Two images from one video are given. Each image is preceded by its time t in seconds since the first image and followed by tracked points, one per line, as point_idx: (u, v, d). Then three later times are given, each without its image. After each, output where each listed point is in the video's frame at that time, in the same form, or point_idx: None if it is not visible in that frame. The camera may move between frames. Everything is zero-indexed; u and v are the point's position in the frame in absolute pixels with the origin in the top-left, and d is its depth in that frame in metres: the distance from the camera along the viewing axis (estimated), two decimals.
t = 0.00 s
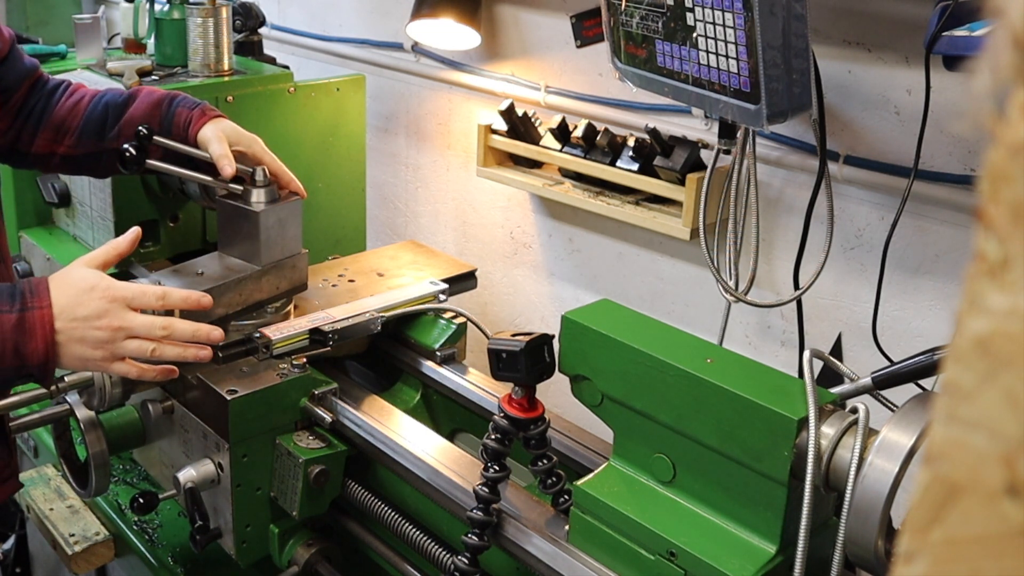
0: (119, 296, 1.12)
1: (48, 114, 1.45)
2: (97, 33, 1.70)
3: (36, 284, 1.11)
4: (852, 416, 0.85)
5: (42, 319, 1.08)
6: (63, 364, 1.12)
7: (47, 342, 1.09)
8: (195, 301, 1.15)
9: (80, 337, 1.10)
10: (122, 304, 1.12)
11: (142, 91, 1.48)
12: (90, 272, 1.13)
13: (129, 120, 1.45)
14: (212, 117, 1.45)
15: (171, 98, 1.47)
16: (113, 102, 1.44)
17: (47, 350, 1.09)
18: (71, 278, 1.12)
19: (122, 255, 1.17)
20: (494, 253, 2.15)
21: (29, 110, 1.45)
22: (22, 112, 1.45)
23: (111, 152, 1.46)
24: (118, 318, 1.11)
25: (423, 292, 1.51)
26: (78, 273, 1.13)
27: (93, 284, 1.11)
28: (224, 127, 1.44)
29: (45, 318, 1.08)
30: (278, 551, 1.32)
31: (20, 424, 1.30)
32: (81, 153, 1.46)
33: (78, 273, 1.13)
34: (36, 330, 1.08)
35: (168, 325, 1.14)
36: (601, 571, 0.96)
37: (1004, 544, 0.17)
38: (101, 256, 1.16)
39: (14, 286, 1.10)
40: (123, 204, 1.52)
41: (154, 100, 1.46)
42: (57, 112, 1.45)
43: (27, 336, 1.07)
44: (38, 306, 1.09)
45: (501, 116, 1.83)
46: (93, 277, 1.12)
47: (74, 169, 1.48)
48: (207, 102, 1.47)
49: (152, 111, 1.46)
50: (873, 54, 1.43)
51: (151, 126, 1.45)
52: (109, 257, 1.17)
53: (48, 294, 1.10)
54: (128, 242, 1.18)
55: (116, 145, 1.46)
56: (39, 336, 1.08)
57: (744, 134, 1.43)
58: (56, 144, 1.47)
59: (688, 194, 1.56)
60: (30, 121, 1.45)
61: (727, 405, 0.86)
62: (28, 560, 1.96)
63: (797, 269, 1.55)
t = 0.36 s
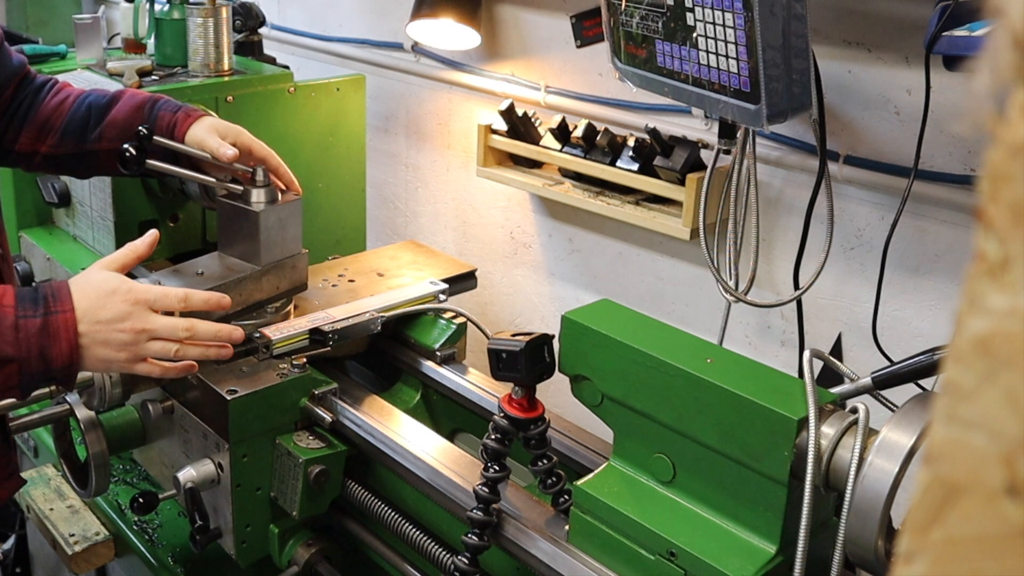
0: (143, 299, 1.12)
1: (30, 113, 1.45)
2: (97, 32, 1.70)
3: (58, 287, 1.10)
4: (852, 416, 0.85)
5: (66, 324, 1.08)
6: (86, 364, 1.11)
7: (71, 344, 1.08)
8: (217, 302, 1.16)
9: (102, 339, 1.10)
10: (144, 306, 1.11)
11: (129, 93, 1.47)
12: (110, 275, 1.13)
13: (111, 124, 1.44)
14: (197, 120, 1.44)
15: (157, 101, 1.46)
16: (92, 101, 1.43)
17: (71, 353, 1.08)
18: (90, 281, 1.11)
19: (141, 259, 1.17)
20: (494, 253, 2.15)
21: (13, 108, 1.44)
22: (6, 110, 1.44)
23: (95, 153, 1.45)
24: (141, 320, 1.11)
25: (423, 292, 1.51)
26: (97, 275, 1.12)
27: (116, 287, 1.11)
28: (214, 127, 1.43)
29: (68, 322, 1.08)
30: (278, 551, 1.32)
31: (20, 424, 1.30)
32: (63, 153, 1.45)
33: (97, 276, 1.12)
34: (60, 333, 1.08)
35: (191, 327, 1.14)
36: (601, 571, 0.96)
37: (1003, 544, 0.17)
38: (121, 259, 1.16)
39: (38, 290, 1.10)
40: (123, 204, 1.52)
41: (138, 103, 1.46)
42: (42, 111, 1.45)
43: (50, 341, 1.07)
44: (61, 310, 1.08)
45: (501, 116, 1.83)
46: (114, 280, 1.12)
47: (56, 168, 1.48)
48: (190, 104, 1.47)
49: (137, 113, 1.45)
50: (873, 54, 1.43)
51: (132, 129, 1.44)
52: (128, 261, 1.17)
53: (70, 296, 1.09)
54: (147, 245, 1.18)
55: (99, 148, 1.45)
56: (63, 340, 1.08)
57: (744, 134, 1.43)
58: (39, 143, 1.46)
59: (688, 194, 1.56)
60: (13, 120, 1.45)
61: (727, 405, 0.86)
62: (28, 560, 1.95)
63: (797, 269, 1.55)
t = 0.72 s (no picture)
0: (189, 267, 1.09)
1: None
2: (96, 33, 1.70)
3: (115, 279, 1.07)
4: (852, 416, 0.85)
5: (128, 312, 1.05)
6: (150, 351, 1.08)
7: (136, 332, 1.05)
8: (255, 255, 1.13)
9: (161, 320, 1.06)
10: (188, 275, 1.09)
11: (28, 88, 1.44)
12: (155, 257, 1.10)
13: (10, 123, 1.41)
14: (91, 115, 1.40)
15: (51, 94, 1.42)
16: None
17: (137, 343, 1.05)
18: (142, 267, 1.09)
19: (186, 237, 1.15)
20: (494, 253, 2.16)
21: None
22: None
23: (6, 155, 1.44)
24: (188, 287, 1.08)
25: (423, 292, 1.51)
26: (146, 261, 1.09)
27: (164, 266, 1.08)
28: (105, 120, 1.39)
29: (131, 313, 1.05)
30: (278, 551, 1.32)
31: (20, 425, 1.30)
32: None
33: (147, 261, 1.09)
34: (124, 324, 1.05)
35: (237, 282, 1.11)
36: (601, 571, 0.96)
37: (1003, 544, 0.17)
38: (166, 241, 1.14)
39: (97, 284, 1.07)
40: (122, 202, 1.52)
41: (35, 99, 1.42)
42: None
43: (116, 333, 1.04)
44: (122, 300, 1.05)
45: (501, 116, 1.83)
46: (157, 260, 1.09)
47: None
48: (88, 95, 1.42)
49: (36, 109, 1.41)
50: (873, 54, 1.43)
51: (35, 129, 1.41)
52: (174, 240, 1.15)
53: (127, 283, 1.07)
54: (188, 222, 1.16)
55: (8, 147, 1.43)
56: (128, 330, 1.05)
57: (744, 134, 1.43)
58: None
59: (688, 194, 1.56)
60: None
61: (726, 405, 0.86)
62: (29, 559, 1.96)
63: (797, 269, 1.55)
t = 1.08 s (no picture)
0: (244, 294, 1.09)
1: None
2: (96, 33, 1.70)
3: (166, 289, 1.07)
4: (852, 416, 0.85)
5: (180, 323, 1.04)
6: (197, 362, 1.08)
7: (185, 342, 1.05)
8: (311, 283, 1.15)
9: (205, 337, 1.06)
10: (245, 294, 1.09)
11: (34, 105, 1.42)
12: (208, 272, 1.10)
13: (15, 140, 1.39)
14: (96, 130, 1.39)
15: (58, 113, 1.41)
16: None
17: (185, 352, 1.05)
18: (196, 282, 1.08)
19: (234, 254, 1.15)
20: (494, 253, 2.16)
21: None
22: None
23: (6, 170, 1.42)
24: (244, 307, 1.08)
25: (423, 292, 1.51)
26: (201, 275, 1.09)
27: (219, 283, 1.08)
28: (112, 134, 1.39)
29: (182, 322, 1.04)
30: (278, 551, 1.32)
31: (20, 425, 1.30)
32: None
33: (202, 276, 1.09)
34: (174, 333, 1.05)
35: (292, 308, 1.12)
36: (601, 571, 0.96)
37: (1002, 545, 0.17)
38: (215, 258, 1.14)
39: (147, 293, 1.06)
40: (123, 202, 1.52)
41: (41, 117, 1.40)
42: None
43: (165, 341, 1.04)
44: (173, 310, 1.05)
45: (501, 116, 1.83)
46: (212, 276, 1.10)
47: None
48: (93, 113, 1.41)
49: (42, 127, 1.40)
50: (873, 54, 1.43)
51: (40, 146, 1.40)
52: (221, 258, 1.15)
53: (178, 294, 1.06)
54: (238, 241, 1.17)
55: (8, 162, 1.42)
56: (178, 339, 1.04)
57: (744, 134, 1.43)
58: None
59: (688, 194, 1.56)
60: None
61: (726, 405, 0.86)
62: (29, 559, 1.96)
63: (797, 269, 1.55)
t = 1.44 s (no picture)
0: (303, 320, 1.11)
1: None
2: (96, 33, 1.70)
3: (229, 307, 1.07)
4: (852, 416, 0.85)
5: (243, 340, 1.04)
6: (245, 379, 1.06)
7: (244, 360, 1.04)
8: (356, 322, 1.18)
9: (268, 358, 1.07)
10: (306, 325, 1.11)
11: (38, 106, 1.42)
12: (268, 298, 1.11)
13: (20, 139, 1.39)
14: (100, 127, 1.39)
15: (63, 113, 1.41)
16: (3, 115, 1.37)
17: (243, 367, 1.04)
18: (257, 305, 1.09)
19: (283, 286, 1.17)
20: (494, 253, 2.16)
21: None
22: None
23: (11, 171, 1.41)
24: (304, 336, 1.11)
25: (423, 292, 1.51)
26: (263, 299, 1.10)
27: (284, 309, 1.10)
28: (117, 131, 1.39)
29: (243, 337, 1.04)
30: (278, 551, 1.32)
31: (20, 425, 1.30)
32: None
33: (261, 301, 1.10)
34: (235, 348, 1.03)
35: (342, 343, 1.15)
36: (601, 571, 0.96)
37: (1003, 544, 0.17)
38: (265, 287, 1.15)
39: (210, 309, 1.05)
40: (124, 203, 1.52)
41: (46, 117, 1.40)
42: None
43: (230, 354, 1.03)
44: (237, 327, 1.04)
45: (501, 116, 1.83)
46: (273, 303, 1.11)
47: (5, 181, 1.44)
48: (98, 112, 1.41)
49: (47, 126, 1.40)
50: (873, 54, 1.43)
51: (45, 146, 1.39)
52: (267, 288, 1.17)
53: (242, 315, 1.06)
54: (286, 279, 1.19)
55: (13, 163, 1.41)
56: (243, 353, 1.03)
57: (744, 134, 1.43)
58: None
59: (688, 194, 1.56)
60: None
61: (726, 405, 0.86)
62: (28, 559, 1.96)
63: (797, 269, 1.55)
